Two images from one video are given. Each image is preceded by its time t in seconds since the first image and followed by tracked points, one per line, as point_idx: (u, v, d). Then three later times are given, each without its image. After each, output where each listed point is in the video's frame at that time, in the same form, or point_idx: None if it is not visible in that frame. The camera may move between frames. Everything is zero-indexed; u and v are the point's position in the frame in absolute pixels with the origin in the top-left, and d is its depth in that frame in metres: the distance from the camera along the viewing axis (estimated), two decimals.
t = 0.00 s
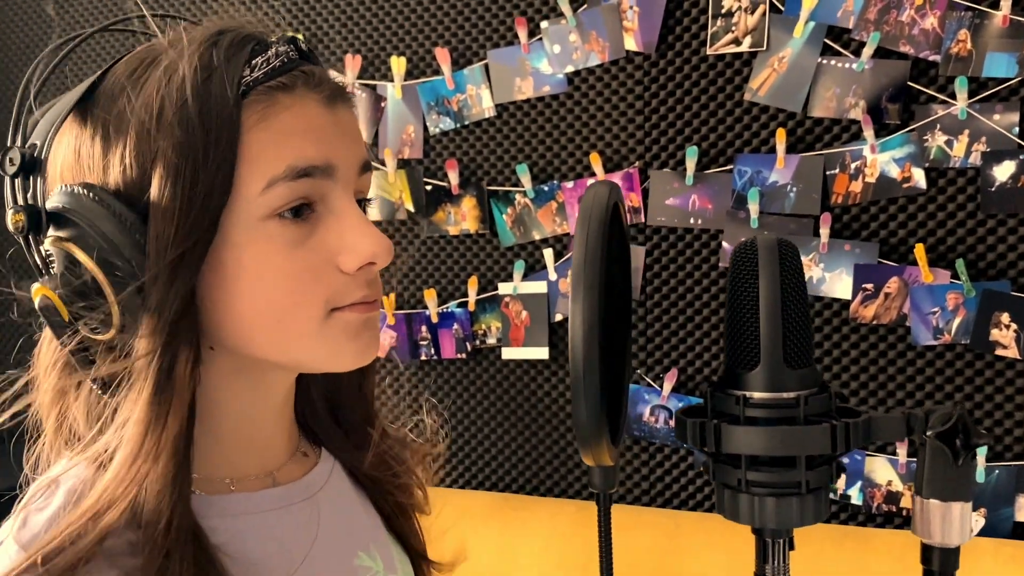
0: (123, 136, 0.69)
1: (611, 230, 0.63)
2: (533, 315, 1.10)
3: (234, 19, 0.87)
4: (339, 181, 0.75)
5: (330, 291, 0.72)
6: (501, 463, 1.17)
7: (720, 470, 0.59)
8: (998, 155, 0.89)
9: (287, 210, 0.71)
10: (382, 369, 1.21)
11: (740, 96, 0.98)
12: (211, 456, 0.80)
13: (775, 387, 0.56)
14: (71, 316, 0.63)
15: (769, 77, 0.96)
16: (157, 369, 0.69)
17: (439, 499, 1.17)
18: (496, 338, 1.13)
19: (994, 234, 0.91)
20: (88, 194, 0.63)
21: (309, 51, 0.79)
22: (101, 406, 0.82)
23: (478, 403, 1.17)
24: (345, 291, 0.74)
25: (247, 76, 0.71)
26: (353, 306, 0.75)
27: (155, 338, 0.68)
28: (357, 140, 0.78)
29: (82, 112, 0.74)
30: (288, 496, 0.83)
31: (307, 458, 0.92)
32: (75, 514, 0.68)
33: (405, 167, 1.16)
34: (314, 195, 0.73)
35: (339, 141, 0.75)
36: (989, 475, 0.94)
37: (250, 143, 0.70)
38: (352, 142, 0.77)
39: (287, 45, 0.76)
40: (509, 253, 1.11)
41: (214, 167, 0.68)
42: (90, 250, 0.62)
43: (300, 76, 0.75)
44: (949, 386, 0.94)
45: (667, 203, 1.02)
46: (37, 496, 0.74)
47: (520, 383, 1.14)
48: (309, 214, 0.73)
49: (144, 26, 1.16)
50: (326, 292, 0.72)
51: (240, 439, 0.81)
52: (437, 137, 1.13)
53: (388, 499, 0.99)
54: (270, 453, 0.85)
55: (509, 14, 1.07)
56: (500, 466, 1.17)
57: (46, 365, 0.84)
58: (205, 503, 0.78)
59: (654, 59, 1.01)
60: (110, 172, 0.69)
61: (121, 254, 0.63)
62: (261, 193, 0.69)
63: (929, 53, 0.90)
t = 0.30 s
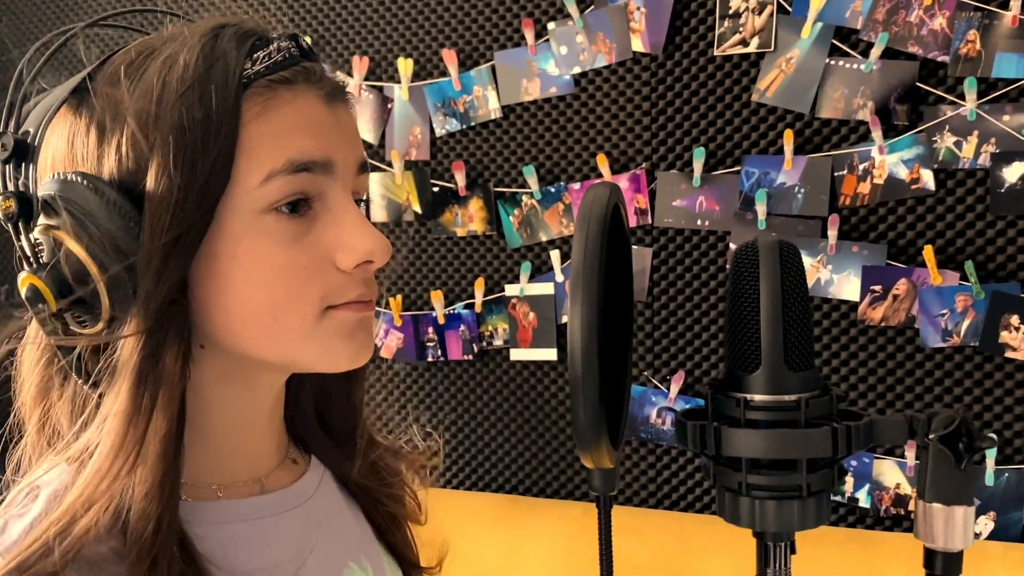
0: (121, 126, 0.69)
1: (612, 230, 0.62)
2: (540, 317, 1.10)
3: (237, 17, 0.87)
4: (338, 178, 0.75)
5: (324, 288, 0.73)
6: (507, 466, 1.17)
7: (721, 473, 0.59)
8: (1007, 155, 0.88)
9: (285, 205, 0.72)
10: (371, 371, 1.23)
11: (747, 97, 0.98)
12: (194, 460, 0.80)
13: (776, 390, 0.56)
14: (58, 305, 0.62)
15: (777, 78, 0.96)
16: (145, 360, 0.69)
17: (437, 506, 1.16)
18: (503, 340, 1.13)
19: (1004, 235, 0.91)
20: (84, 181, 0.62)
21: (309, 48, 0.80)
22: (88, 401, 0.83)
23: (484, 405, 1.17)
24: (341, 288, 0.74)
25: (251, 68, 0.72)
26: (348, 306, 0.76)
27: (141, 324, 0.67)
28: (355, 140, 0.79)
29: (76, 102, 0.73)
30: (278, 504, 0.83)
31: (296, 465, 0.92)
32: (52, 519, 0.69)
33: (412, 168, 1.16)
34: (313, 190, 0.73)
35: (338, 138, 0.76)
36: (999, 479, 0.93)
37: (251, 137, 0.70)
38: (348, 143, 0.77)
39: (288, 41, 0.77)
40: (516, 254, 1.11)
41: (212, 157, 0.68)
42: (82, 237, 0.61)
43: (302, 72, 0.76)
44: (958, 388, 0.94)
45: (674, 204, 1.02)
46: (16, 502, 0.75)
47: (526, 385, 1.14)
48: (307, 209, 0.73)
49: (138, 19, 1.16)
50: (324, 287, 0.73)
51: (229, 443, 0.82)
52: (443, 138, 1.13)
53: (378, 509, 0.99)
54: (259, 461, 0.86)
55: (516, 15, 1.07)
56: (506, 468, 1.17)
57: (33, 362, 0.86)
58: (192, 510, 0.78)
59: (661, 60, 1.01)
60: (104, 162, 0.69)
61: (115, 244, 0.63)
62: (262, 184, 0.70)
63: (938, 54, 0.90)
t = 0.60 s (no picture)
0: (132, 118, 0.68)
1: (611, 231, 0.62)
2: (546, 318, 1.10)
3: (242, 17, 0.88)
4: (347, 175, 0.76)
5: (334, 285, 0.73)
6: (514, 466, 1.17)
7: (723, 475, 0.59)
8: (1016, 156, 0.88)
9: (296, 198, 0.72)
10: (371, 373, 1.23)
11: (755, 98, 0.98)
12: (197, 462, 0.81)
13: (776, 391, 0.56)
14: (66, 298, 0.60)
15: (784, 78, 0.95)
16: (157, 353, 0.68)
17: (437, 509, 1.16)
18: (509, 341, 1.13)
19: (1013, 236, 0.90)
20: (94, 169, 0.63)
21: (318, 48, 0.80)
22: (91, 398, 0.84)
23: (490, 407, 1.17)
24: (349, 283, 0.74)
25: (264, 63, 0.73)
26: (358, 301, 0.76)
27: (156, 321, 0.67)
28: (363, 138, 0.79)
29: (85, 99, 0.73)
30: (282, 507, 0.84)
31: (297, 469, 0.93)
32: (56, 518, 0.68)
33: (419, 169, 1.16)
34: (324, 186, 0.73)
35: (349, 135, 0.76)
36: (1008, 481, 0.92)
37: (266, 128, 0.70)
38: (359, 141, 0.78)
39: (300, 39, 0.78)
40: (523, 255, 1.12)
41: (228, 151, 0.68)
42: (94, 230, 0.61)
43: (313, 68, 0.77)
44: (966, 389, 0.93)
45: (681, 205, 1.01)
46: (15, 507, 0.74)
47: (533, 386, 1.14)
48: (317, 203, 0.73)
49: (139, 20, 1.17)
50: (332, 283, 0.73)
51: (234, 442, 0.82)
52: (450, 139, 1.14)
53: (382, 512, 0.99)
54: (261, 465, 0.86)
55: (522, 17, 1.07)
56: (513, 469, 1.17)
57: (33, 360, 0.85)
58: (199, 513, 0.78)
59: (668, 60, 1.01)
60: (115, 154, 0.67)
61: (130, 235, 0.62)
62: (274, 176, 0.70)
63: (946, 54, 0.89)
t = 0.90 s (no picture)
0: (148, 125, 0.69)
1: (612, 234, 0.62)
2: (553, 319, 1.10)
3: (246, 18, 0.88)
4: (364, 176, 0.76)
5: (356, 284, 0.73)
6: (521, 468, 1.17)
7: (724, 478, 0.59)
8: None
9: (314, 200, 0.72)
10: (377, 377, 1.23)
11: (763, 99, 0.97)
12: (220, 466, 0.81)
13: (777, 394, 0.56)
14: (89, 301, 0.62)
15: (792, 79, 0.95)
16: (182, 359, 0.69)
17: (439, 510, 1.16)
18: (516, 343, 1.13)
19: None
20: (112, 173, 0.63)
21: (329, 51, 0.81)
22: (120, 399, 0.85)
23: (497, 408, 1.17)
24: (369, 283, 0.74)
25: (281, 66, 0.74)
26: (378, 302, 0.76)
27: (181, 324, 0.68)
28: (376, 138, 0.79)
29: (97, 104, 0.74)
30: (299, 509, 0.84)
31: (309, 471, 0.92)
32: (91, 523, 0.68)
33: (426, 171, 1.16)
34: (340, 186, 0.73)
35: (362, 137, 0.76)
36: (1017, 484, 0.91)
37: (285, 130, 0.71)
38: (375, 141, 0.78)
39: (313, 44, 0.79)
40: (529, 257, 1.12)
41: (249, 152, 0.69)
42: (115, 233, 0.62)
43: (326, 71, 0.77)
44: (975, 392, 0.93)
45: (688, 207, 1.01)
46: (40, 513, 0.72)
47: (539, 388, 1.14)
48: (334, 205, 0.73)
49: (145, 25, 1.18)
50: (354, 284, 0.73)
51: (249, 446, 0.82)
52: (457, 140, 1.14)
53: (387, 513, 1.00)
54: (276, 465, 0.86)
55: (529, 18, 1.07)
56: (521, 471, 1.17)
57: (46, 368, 0.86)
58: (224, 516, 0.78)
59: (675, 62, 1.01)
60: (134, 157, 0.68)
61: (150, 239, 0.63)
62: (293, 179, 0.70)
63: (954, 55, 0.89)
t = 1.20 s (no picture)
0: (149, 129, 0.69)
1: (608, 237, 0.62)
2: (558, 321, 1.10)
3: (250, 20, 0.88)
4: (367, 171, 0.75)
5: (362, 279, 0.73)
6: (526, 470, 1.17)
7: (721, 482, 0.58)
8: None
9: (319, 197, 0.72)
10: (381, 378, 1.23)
11: (769, 100, 0.97)
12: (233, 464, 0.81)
13: (775, 398, 0.55)
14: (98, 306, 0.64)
15: (798, 79, 0.95)
16: (189, 359, 0.69)
17: (447, 511, 1.16)
18: (521, 344, 1.13)
19: None
20: (116, 178, 0.64)
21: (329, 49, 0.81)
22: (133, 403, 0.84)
23: (502, 410, 1.17)
24: (376, 279, 0.74)
25: (281, 64, 0.73)
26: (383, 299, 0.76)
27: (188, 325, 0.68)
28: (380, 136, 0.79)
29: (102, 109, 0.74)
30: (310, 506, 0.84)
31: (319, 469, 0.92)
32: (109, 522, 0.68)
33: (431, 172, 1.16)
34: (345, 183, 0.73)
35: (365, 136, 0.76)
36: None
37: (288, 128, 0.71)
38: (379, 139, 0.78)
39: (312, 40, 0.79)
40: (534, 258, 1.11)
41: (251, 153, 0.68)
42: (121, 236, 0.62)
43: (326, 69, 0.77)
44: (982, 396, 0.92)
45: (694, 208, 1.01)
46: (57, 509, 0.73)
47: (545, 390, 1.14)
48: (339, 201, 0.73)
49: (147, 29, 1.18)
50: (360, 278, 0.73)
51: (262, 445, 0.82)
52: (462, 142, 1.14)
53: (399, 508, 0.99)
54: (287, 462, 0.85)
55: (534, 19, 1.07)
56: (525, 473, 1.17)
57: (60, 372, 0.86)
58: (239, 513, 0.78)
59: (680, 62, 1.00)
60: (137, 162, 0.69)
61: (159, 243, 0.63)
62: (297, 177, 0.70)
63: (962, 55, 0.88)
